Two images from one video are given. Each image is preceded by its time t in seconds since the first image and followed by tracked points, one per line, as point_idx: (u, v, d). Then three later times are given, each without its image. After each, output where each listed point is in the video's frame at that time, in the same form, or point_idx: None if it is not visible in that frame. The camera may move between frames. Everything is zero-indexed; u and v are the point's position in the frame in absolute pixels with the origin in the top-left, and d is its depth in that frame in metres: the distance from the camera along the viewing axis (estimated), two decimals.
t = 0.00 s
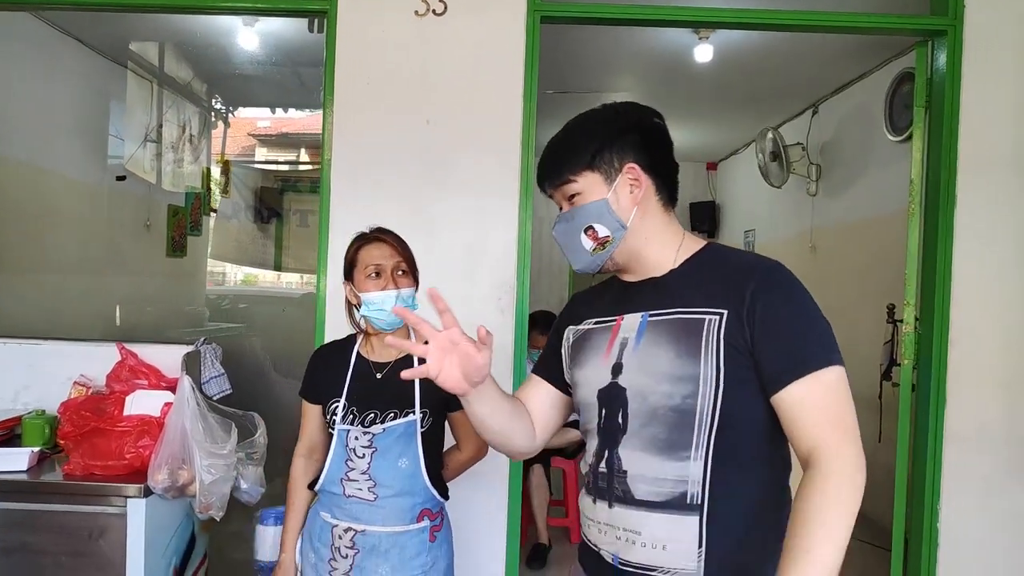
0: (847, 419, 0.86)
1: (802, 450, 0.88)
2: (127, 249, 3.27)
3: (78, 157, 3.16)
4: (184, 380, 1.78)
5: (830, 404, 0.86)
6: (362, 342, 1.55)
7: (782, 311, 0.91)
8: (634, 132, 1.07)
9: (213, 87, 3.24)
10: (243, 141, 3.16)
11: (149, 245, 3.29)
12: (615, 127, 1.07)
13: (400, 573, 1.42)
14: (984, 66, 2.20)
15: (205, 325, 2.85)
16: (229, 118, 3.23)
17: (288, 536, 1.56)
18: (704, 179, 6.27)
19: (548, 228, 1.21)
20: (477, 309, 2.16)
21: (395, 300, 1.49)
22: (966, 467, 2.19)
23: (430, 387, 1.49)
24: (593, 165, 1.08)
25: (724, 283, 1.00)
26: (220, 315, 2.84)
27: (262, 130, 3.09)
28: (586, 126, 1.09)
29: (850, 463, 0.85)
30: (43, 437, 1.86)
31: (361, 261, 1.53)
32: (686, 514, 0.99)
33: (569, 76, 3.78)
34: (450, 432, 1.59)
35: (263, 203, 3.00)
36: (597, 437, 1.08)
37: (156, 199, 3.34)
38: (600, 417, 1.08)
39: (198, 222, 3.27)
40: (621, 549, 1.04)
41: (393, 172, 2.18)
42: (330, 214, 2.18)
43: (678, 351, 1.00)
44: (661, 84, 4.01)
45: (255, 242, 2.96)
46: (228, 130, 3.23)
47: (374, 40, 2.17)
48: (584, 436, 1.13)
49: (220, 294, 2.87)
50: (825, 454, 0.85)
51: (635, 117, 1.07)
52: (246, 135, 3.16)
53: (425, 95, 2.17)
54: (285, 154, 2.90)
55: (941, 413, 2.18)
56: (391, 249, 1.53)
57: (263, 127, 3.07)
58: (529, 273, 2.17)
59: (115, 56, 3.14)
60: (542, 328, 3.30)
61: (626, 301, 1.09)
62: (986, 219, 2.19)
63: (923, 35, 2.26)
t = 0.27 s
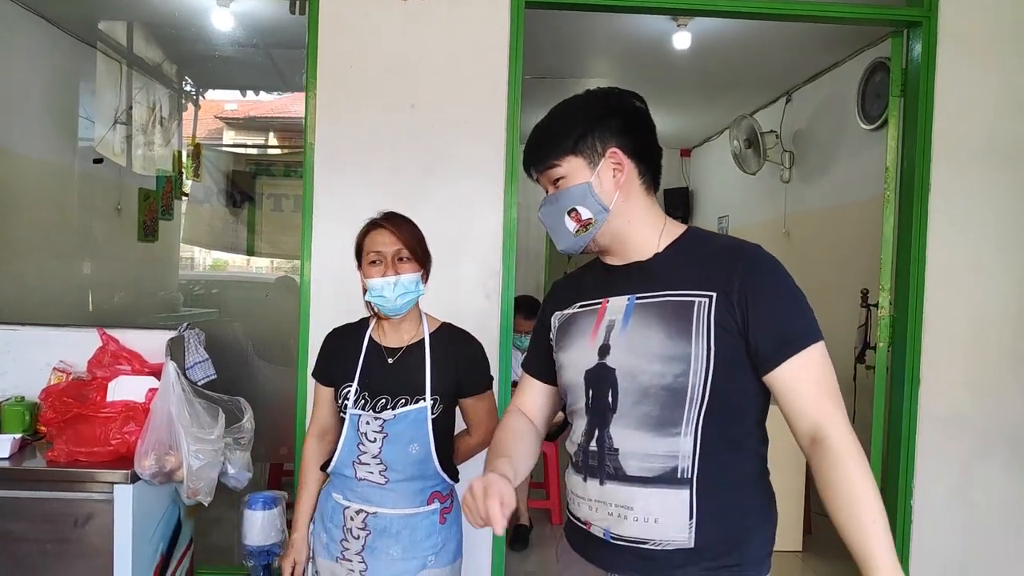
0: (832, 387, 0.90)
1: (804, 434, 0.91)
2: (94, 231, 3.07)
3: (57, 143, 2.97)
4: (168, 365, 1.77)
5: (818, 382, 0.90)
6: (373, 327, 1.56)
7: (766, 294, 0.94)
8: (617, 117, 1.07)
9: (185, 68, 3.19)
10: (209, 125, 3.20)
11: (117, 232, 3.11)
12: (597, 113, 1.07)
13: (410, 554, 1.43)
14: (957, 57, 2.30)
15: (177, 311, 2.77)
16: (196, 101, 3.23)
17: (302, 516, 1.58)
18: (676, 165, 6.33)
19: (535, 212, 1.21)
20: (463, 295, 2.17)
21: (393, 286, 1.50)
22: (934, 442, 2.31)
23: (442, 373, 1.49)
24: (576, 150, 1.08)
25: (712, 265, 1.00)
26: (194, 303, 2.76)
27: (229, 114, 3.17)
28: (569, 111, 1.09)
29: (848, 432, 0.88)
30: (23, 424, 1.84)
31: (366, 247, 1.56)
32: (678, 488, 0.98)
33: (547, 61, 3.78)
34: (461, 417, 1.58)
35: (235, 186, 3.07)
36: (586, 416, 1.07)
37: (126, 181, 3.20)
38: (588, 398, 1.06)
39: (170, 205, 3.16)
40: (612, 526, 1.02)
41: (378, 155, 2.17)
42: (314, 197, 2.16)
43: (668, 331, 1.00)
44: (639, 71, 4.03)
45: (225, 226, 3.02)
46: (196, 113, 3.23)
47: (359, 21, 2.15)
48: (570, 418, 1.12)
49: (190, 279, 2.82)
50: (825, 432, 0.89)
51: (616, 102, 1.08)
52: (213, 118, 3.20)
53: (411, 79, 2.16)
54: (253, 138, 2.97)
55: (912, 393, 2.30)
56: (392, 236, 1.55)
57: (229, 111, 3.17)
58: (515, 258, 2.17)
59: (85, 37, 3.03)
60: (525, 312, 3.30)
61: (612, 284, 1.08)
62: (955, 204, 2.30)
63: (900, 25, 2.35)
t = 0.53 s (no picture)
0: (825, 361, 0.93)
1: (798, 403, 0.94)
2: (93, 214, 3.05)
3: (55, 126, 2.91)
4: (171, 348, 1.77)
5: (813, 355, 0.92)
6: (386, 309, 1.57)
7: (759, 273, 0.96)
8: (606, 100, 1.07)
9: (178, 49, 3.16)
10: (204, 105, 3.17)
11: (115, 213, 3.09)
12: (588, 95, 1.07)
13: (420, 529, 1.46)
14: (957, 35, 2.30)
15: (176, 293, 2.78)
16: (190, 81, 3.20)
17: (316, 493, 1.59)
18: (674, 145, 6.31)
19: (523, 193, 1.20)
20: (462, 277, 2.18)
21: (402, 271, 1.50)
22: (929, 421, 2.34)
23: (453, 356, 1.51)
24: (567, 133, 1.08)
25: (704, 246, 1.01)
26: (191, 284, 2.76)
27: (223, 94, 3.15)
28: (559, 93, 1.08)
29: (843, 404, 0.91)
30: (26, 406, 1.84)
31: (381, 230, 1.56)
32: (672, 464, 0.99)
33: (545, 41, 3.76)
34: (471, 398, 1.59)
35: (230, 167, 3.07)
36: (580, 396, 1.08)
37: (121, 164, 3.17)
38: (582, 378, 1.08)
39: (167, 187, 3.15)
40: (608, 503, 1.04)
41: (377, 137, 2.16)
42: (312, 179, 2.16)
43: (660, 311, 1.01)
44: (637, 51, 4.00)
45: (221, 208, 3.00)
46: (192, 93, 3.19)
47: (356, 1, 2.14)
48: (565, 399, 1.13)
49: (186, 262, 2.82)
50: (820, 401, 0.91)
51: (607, 85, 1.08)
52: (208, 98, 3.17)
53: (409, 59, 2.15)
54: (248, 120, 2.99)
55: (907, 373, 2.33)
56: (405, 220, 1.54)
57: (225, 92, 3.13)
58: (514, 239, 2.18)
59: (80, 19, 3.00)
60: (523, 293, 3.31)
61: (604, 266, 1.09)
62: (951, 185, 2.31)
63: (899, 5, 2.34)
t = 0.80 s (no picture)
0: (805, 360, 0.93)
1: (773, 397, 0.95)
2: (91, 203, 3.02)
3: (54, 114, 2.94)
4: (170, 339, 1.79)
5: (796, 354, 0.93)
6: (386, 301, 1.58)
7: (742, 272, 0.96)
8: (605, 96, 1.08)
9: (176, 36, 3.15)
10: (200, 92, 3.17)
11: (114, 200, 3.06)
12: (585, 89, 1.08)
13: (421, 515, 1.49)
14: (953, 28, 2.31)
15: (173, 282, 2.79)
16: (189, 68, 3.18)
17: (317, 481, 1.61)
18: (672, 135, 6.31)
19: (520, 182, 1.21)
20: (460, 268, 2.19)
21: (409, 266, 1.52)
22: (920, 412, 2.37)
23: (452, 347, 1.53)
24: (563, 126, 1.09)
25: (689, 241, 1.02)
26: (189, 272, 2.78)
27: (222, 82, 3.13)
28: (559, 86, 1.09)
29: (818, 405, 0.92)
30: (27, 396, 1.86)
31: (384, 225, 1.57)
32: (653, 456, 1.02)
33: (543, 30, 3.75)
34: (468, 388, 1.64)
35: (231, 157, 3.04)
36: (568, 386, 1.11)
37: (120, 152, 3.13)
38: (570, 368, 1.10)
39: (163, 176, 3.10)
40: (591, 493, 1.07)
41: (373, 128, 2.17)
42: (309, 170, 2.17)
43: (643, 305, 1.03)
44: (635, 40, 3.99)
45: (219, 196, 2.99)
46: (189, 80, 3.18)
47: None
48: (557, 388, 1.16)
49: (184, 250, 2.82)
50: (795, 399, 0.92)
51: (605, 80, 1.09)
52: (206, 85, 3.16)
53: (407, 50, 2.15)
54: (246, 108, 3.02)
55: (899, 364, 2.35)
56: (410, 216, 1.55)
57: (222, 79, 3.13)
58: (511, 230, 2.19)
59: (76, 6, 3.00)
60: (518, 280, 3.32)
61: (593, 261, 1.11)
62: (945, 178, 2.32)
63: None
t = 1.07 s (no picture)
0: (804, 365, 0.94)
1: (770, 401, 0.96)
2: (85, 202, 2.99)
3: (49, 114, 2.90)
4: (168, 340, 1.79)
5: (793, 360, 0.93)
6: (383, 302, 1.57)
7: (740, 278, 0.97)
8: (610, 97, 1.09)
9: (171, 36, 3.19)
10: (194, 91, 3.18)
11: (109, 200, 3.05)
12: (591, 91, 1.09)
13: (421, 514, 1.50)
14: (947, 30, 2.33)
15: (168, 282, 2.79)
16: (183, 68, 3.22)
17: (313, 484, 1.59)
18: (667, 135, 6.33)
19: (526, 187, 1.22)
20: (457, 269, 2.20)
21: (415, 266, 1.52)
22: (914, 412, 2.39)
23: (451, 347, 1.55)
24: (568, 128, 1.10)
25: (690, 245, 1.03)
26: (184, 272, 2.77)
27: (214, 80, 3.20)
28: (563, 88, 1.10)
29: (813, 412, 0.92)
30: (25, 398, 1.86)
31: (387, 225, 1.57)
32: (653, 459, 1.03)
33: (538, 31, 3.76)
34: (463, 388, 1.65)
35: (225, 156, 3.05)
36: (569, 388, 1.12)
37: (114, 151, 3.11)
38: (571, 371, 1.11)
39: (159, 176, 3.13)
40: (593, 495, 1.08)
41: (371, 130, 2.18)
42: (306, 171, 2.17)
43: (645, 309, 1.04)
44: (630, 41, 4.01)
45: (214, 196, 2.98)
46: (184, 78, 3.22)
47: None
48: (558, 390, 1.17)
49: (178, 250, 2.83)
50: (791, 405, 0.93)
51: (610, 82, 1.09)
52: (200, 84, 3.19)
53: (404, 52, 2.16)
54: (240, 107, 3.01)
55: (894, 364, 2.37)
56: (415, 215, 1.57)
57: (215, 77, 3.19)
58: (508, 232, 2.21)
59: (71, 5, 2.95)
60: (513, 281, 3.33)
61: (593, 264, 1.12)
62: (937, 181, 2.34)
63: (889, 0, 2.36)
